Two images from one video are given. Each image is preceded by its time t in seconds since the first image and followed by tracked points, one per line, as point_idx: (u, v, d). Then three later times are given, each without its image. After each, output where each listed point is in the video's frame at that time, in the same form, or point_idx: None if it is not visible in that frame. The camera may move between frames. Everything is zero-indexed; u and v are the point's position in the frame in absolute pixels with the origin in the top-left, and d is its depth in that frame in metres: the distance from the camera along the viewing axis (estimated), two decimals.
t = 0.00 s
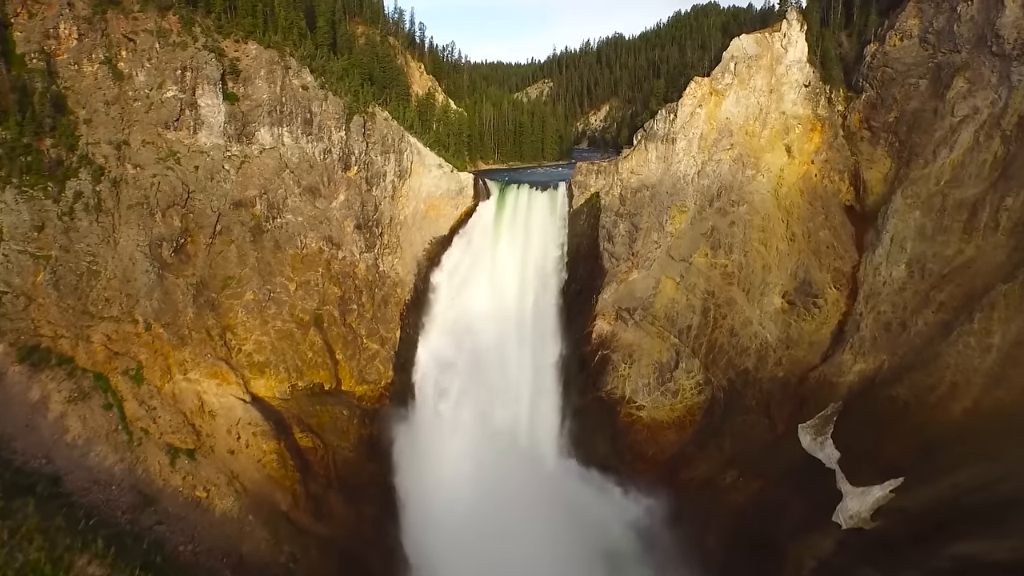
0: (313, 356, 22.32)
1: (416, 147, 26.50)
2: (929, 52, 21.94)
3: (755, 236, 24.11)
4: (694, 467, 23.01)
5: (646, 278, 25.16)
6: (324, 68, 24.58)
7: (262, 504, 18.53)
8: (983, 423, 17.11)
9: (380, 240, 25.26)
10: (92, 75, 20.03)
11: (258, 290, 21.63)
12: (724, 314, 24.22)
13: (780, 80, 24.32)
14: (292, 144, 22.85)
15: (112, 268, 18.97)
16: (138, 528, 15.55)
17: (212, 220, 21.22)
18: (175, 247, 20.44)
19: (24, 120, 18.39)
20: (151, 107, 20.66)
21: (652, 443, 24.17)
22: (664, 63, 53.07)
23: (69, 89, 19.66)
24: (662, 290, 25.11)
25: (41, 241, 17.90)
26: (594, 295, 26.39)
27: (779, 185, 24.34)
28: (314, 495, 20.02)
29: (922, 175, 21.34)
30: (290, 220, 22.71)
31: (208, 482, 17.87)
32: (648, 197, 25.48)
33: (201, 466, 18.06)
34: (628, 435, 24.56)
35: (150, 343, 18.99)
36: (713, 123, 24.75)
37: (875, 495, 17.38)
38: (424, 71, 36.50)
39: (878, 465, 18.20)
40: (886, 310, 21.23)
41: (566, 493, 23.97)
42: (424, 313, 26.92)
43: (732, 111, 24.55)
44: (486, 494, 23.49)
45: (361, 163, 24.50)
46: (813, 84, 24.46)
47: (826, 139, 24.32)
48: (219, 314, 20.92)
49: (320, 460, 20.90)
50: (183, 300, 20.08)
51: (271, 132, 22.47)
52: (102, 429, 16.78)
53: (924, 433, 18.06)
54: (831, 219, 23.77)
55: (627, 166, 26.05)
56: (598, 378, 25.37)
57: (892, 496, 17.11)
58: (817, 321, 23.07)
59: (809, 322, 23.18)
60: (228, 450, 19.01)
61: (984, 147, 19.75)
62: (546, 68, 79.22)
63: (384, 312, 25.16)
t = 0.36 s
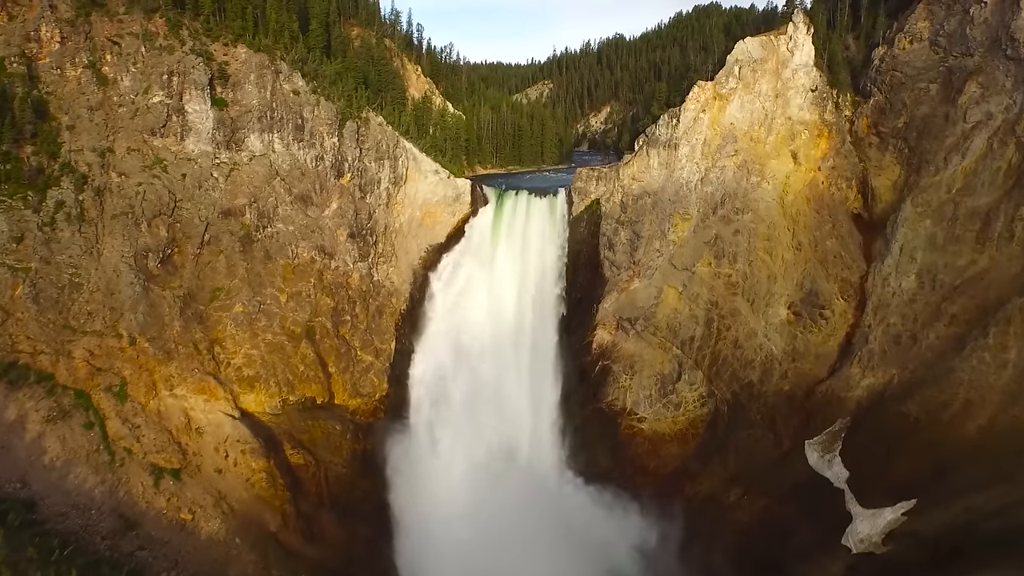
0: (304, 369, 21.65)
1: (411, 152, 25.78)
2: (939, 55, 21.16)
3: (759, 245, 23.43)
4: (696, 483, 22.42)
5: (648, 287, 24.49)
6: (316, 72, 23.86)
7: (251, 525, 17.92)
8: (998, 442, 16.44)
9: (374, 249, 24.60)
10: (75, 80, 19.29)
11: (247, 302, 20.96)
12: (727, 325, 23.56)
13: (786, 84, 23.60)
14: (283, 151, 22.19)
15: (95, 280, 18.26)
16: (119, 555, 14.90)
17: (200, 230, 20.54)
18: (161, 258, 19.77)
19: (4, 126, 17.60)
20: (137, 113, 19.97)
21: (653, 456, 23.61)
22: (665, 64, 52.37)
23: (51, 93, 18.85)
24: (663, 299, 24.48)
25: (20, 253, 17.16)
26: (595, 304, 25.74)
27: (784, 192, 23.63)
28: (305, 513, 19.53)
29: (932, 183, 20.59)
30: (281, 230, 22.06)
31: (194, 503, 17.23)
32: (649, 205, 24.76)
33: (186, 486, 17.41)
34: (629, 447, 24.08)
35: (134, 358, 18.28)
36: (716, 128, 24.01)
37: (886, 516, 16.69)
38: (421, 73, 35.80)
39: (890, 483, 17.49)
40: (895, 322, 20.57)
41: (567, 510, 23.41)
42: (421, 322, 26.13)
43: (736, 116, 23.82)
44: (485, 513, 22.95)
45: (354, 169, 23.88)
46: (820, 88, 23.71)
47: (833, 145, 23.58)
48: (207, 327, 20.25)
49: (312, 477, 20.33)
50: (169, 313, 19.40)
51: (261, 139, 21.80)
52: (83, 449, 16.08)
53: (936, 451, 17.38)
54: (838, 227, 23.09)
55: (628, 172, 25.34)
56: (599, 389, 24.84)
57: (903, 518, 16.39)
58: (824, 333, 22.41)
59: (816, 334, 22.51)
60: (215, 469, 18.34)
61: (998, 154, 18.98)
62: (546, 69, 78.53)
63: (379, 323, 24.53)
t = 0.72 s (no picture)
0: (294, 384, 20.92)
1: (407, 158, 25.02)
2: (952, 59, 20.44)
3: (765, 255, 22.76)
4: (699, 500, 21.82)
5: (649, 297, 23.84)
6: (308, 77, 23.17)
7: (237, 548, 17.30)
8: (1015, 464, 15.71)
9: (369, 258, 23.92)
10: (57, 85, 18.56)
11: (236, 314, 20.28)
12: (731, 337, 22.88)
13: (792, 89, 22.92)
14: (273, 158, 21.51)
15: (76, 293, 17.57)
16: None
17: (187, 240, 19.86)
18: (147, 270, 19.04)
19: None
20: (121, 119, 19.27)
21: (655, 470, 23.01)
22: (667, 67, 51.71)
23: (32, 99, 18.11)
24: (666, 309, 23.82)
25: None
26: (595, 314, 25.05)
27: (791, 201, 22.94)
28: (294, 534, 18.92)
29: (943, 191, 19.84)
30: (271, 240, 21.39)
31: (179, 527, 16.60)
32: (651, 213, 24.06)
33: (170, 509, 16.77)
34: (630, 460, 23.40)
35: (117, 375, 17.59)
36: (720, 134, 23.32)
37: (898, 541, 15.71)
38: (418, 76, 35.19)
39: (903, 504, 16.64)
40: (906, 336, 19.86)
41: (566, 524, 22.89)
42: (416, 333, 25.57)
43: (741, 121, 23.13)
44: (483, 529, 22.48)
45: (347, 177, 23.07)
46: (827, 93, 23.02)
47: (841, 152, 22.84)
48: (194, 341, 19.55)
49: (303, 495, 19.72)
50: (155, 327, 18.70)
51: (251, 146, 21.12)
52: (61, 472, 15.41)
53: (949, 473, 16.66)
54: (846, 237, 22.39)
55: (629, 179, 24.65)
56: (600, 401, 24.10)
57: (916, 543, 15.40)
58: (832, 345, 21.74)
59: (823, 347, 21.83)
60: (201, 490, 17.65)
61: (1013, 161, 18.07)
62: (546, 70, 77.90)
63: (373, 334, 23.80)
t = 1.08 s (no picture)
0: (285, 399, 20.26)
1: (403, 165, 24.43)
2: (964, 62, 19.66)
3: (770, 265, 22.09)
4: (702, 518, 21.24)
5: (651, 307, 23.19)
6: (300, 81, 22.50)
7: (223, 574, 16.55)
8: None
9: (363, 268, 23.26)
10: (37, 91, 17.86)
11: (224, 328, 19.58)
12: (736, 349, 22.19)
13: (799, 93, 22.22)
14: (263, 166, 20.83)
15: (57, 308, 16.87)
16: None
17: (173, 251, 19.17)
18: (131, 282, 18.29)
19: None
20: (105, 126, 18.58)
21: (656, 484, 22.31)
22: (669, 68, 50.87)
23: (11, 105, 17.41)
24: (668, 320, 23.14)
25: None
26: (597, 324, 24.34)
27: (797, 209, 22.25)
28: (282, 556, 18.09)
29: (956, 200, 19.03)
30: (261, 250, 20.72)
31: (161, 552, 15.93)
32: (653, 221, 23.44)
33: (153, 533, 16.09)
34: (632, 474, 22.68)
35: (99, 393, 16.90)
36: (725, 140, 22.64)
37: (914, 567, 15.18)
38: (415, 79, 34.53)
39: (917, 526, 16.18)
40: (918, 349, 19.14)
41: (560, 541, 22.47)
42: (413, 342, 24.85)
43: (746, 127, 22.44)
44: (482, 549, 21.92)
45: (340, 185, 22.53)
46: (835, 98, 22.32)
47: (849, 158, 22.16)
48: (180, 356, 18.82)
49: (292, 514, 18.99)
50: (139, 342, 17.97)
51: (239, 153, 20.43)
52: (37, 497, 14.75)
53: (965, 494, 15.96)
54: (854, 246, 21.70)
55: (631, 186, 24.00)
56: (601, 413, 23.47)
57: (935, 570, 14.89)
58: (840, 358, 21.05)
59: (831, 360, 21.15)
60: (185, 512, 16.93)
61: None
62: (547, 71, 77.27)
63: (367, 346, 23.13)
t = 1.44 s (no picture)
0: (275, 416, 19.63)
1: (398, 172, 23.80)
2: (978, 67, 18.93)
3: (776, 276, 21.44)
4: (706, 536, 20.50)
5: (653, 318, 22.52)
6: (292, 87, 21.83)
7: None
8: None
9: (356, 279, 22.61)
10: (17, 97, 17.06)
11: (212, 343, 18.91)
12: (741, 363, 21.51)
13: (806, 99, 21.54)
14: (252, 175, 20.18)
15: (36, 324, 16.24)
16: None
17: (159, 264, 18.52)
18: (114, 296, 17.59)
19: None
20: (87, 134, 17.88)
21: (659, 500, 21.64)
22: (670, 70, 50.14)
23: None
24: (671, 332, 22.48)
25: None
26: (598, 335, 23.66)
27: (804, 218, 21.59)
28: None
29: (970, 210, 18.26)
30: (251, 262, 20.09)
31: None
32: (655, 230, 22.77)
33: (135, 560, 15.60)
34: (634, 490, 22.04)
35: (79, 413, 16.20)
36: (729, 147, 21.94)
37: None
38: (413, 81, 33.90)
39: (932, 554, 15.49)
40: (930, 365, 18.43)
41: (560, 558, 21.43)
42: (409, 355, 24.25)
43: (751, 134, 21.74)
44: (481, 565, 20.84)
45: (333, 194, 21.88)
46: (844, 104, 21.62)
47: (858, 166, 21.47)
48: (166, 373, 18.13)
49: (281, 537, 18.23)
50: (123, 359, 17.27)
51: (228, 162, 19.77)
52: (12, 526, 14.23)
53: (983, 520, 15.19)
54: (863, 257, 21.03)
55: (632, 194, 23.30)
56: (601, 427, 22.85)
57: None
58: (848, 373, 20.39)
59: (839, 374, 20.49)
60: (169, 536, 16.31)
61: None
62: (547, 72, 76.65)
63: (361, 359, 22.48)
